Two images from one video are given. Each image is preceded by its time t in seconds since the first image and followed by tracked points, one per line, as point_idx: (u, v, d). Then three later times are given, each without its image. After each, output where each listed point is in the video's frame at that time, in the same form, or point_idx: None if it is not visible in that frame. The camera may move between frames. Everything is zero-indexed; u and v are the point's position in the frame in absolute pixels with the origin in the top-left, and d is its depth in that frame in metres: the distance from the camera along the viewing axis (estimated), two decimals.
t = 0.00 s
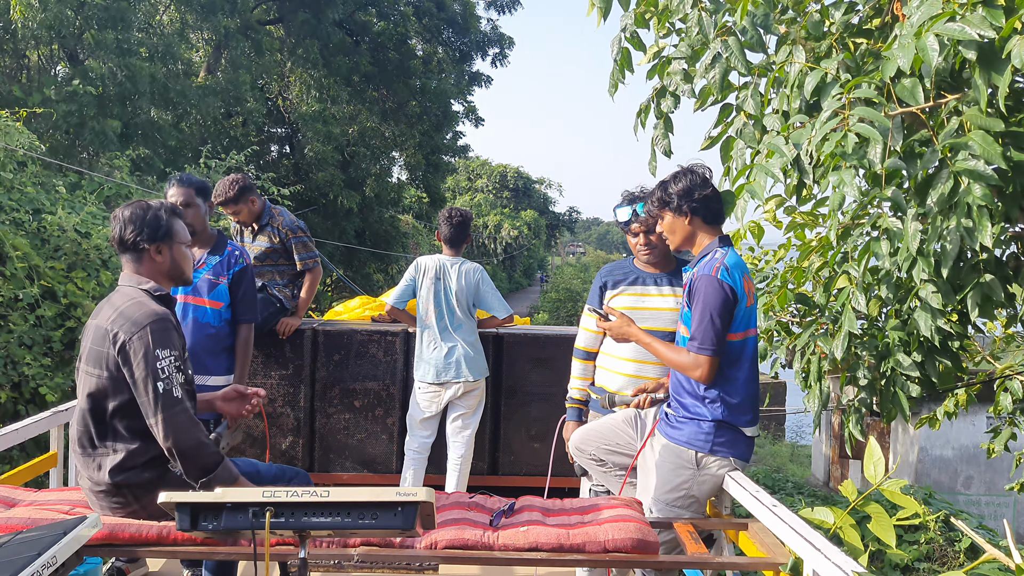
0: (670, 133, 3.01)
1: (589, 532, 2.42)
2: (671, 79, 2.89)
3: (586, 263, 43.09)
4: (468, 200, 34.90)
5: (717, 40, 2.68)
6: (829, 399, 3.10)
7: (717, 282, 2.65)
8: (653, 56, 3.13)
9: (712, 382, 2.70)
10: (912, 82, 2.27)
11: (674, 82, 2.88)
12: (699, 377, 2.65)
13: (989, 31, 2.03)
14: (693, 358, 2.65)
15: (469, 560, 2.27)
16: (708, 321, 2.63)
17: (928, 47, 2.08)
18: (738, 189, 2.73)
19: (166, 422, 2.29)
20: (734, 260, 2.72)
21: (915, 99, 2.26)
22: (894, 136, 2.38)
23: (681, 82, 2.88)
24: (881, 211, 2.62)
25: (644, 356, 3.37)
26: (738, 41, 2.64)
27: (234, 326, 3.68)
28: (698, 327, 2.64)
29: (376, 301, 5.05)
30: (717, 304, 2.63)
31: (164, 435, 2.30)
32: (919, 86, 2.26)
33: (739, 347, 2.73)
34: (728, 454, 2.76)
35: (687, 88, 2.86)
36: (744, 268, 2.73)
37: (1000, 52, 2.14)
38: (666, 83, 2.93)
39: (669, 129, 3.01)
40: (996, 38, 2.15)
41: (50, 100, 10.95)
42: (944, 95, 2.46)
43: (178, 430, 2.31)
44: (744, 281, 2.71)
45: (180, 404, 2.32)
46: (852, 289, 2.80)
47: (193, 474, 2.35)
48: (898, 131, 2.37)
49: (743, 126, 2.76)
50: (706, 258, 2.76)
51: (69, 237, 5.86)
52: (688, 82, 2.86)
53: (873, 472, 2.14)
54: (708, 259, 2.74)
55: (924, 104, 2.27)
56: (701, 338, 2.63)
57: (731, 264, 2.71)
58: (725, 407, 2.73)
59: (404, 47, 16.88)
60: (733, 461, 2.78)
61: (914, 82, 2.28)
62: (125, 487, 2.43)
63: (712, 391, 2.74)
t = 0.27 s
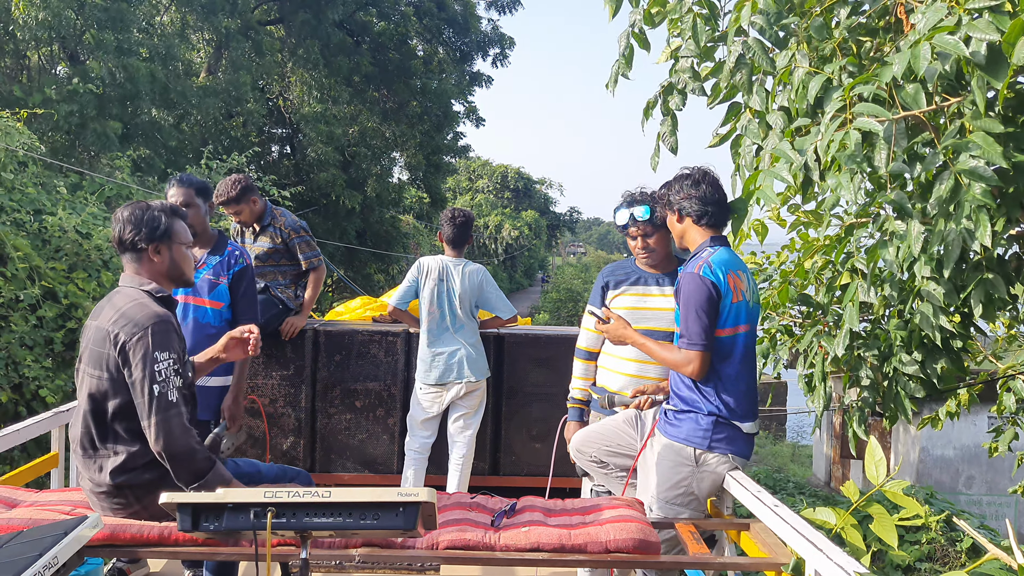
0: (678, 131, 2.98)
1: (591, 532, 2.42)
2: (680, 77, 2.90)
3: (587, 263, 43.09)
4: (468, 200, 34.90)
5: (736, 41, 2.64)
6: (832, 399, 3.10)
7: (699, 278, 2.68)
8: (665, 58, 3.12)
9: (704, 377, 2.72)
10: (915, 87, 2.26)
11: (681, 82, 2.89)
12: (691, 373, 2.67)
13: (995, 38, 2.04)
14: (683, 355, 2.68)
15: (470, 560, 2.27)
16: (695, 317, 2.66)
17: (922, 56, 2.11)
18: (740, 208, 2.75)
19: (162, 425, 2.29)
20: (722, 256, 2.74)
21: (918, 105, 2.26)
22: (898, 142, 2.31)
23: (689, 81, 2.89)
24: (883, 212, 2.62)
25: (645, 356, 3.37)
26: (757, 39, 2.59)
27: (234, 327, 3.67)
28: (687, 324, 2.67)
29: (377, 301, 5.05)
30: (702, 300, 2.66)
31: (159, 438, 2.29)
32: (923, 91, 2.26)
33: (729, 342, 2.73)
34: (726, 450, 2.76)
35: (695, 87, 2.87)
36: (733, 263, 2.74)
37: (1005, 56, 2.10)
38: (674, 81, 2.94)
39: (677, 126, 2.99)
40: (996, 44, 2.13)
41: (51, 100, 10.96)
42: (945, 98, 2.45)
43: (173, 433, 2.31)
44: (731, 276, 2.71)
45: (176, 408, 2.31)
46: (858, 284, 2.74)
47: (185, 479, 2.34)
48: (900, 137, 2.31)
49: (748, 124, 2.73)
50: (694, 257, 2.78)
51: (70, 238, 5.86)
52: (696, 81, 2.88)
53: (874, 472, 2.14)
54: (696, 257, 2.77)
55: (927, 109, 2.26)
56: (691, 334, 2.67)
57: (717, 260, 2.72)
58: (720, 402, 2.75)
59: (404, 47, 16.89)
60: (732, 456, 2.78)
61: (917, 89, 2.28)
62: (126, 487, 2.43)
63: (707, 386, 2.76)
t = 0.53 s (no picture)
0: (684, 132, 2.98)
1: (591, 533, 2.42)
2: (683, 78, 2.88)
3: (587, 263, 43.16)
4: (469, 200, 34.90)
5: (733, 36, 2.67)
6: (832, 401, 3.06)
7: (693, 270, 2.72)
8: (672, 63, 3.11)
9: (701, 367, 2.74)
10: (914, 88, 2.26)
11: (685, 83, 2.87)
12: (688, 362, 2.70)
13: (971, 36, 2.04)
14: (680, 343, 2.71)
15: (471, 560, 2.27)
16: (692, 305, 2.70)
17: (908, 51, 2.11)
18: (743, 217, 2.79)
19: (146, 427, 2.28)
20: (716, 252, 2.78)
21: (917, 107, 2.24)
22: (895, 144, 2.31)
23: (693, 82, 2.87)
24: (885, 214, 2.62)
25: (646, 356, 3.36)
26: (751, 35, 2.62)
27: (234, 327, 3.67)
28: (684, 312, 2.72)
29: (378, 301, 5.05)
30: (698, 290, 2.70)
31: (142, 440, 2.28)
32: (922, 92, 2.25)
33: (724, 335, 2.74)
34: (721, 446, 2.75)
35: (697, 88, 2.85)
36: (728, 258, 2.78)
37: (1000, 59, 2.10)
38: (678, 82, 2.91)
39: (683, 127, 2.98)
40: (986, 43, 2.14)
41: (52, 101, 10.97)
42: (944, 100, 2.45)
43: (156, 437, 2.29)
44: (726, 270, 2.75)
45: (161, 411, 2.30)
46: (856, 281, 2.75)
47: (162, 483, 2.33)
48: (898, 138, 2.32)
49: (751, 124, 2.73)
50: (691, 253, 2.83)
51: (71, 238, 5.87)
52: (699, 82, 2.86)
53: (874, 473, 2.14)
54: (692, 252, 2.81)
55: (926, 111, 2.25)
56: (687, 322, 2.71)
57: (710, 254, 2.76)
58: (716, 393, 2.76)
59: (405, 47, 16.89)
60: (728, 452, 2.76)
61: (917, 89, 2.26)
62: (127, 487, 2.43)
63: (703, 378, 2.78)
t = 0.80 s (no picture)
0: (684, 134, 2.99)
1: (591, 533, 2.42)
2: (681, 79, 2.86)
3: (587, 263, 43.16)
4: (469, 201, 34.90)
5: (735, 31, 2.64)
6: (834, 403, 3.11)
7: (693, 268, 2.73)
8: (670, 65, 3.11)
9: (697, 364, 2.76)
10: (908, 86, 2.28)
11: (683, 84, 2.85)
12: (683, 359, 2.72)
13: (967, 32, 2.04)
14: (677, 341, 2.72)
15: (471, 561, 2.27)
16: (690, 303, 2.71)
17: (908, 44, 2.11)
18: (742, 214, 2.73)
19: (145, 423, 2.28)
20: (717, 252, 2.78)
21: (912, 104, 2.26)
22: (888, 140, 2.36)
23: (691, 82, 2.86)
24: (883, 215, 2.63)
25: (646, 356, 3.36)
26: (756, 28, 2.57)
27: (236, 328, 3.67)
28: (682, 311, 2.73)
29: (379, 301, 5.06)
30: (696, 289, 2.70)
31: (143, 437, 2.28)
32: (917, 89, 2.26)
33: (722, 334, 2.74)
34: (720, 445, 2.75)
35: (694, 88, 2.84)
36: (728, 259, 2.78)
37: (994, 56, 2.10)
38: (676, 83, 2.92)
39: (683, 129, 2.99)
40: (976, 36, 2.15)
41: (52, 101, 10.97)
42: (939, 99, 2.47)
43: (157, 433, 2.29)
44: (726, 271, 2.75)
45: (162, 407, 2.30)
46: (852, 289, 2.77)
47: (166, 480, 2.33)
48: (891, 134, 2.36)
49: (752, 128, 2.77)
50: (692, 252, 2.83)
51: (72, 238, 5.87)
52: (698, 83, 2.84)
53: (874, 473, 2.14)
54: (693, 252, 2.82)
55: (920, 108, 2.27)
56: (684, 320, 2.72)
57: (711, 254, 2.77)
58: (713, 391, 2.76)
59: (405, 48, 16.90)
60: (726, 452, 2.76)
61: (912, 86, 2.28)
62: (128, 488, 2.43)
63: (700, 375, 2.78)
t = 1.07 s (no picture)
0: (687, 135, 3.00)
1: (592, 534, 2.42)
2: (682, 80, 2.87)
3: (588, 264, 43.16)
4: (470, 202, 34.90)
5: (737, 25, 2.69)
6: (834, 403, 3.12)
7: (693, 267, 2.74)
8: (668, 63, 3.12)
9: (695, 361, 2.76)
10: (903, 83, 2.26)
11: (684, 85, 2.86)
12: (678, 356, 2.73)
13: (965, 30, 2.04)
14: (673, 338, 2.74)
15: (471, 562, 2.27)
16: (686, 301, 2.72)
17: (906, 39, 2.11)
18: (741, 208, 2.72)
19: (145, 419, 2.28)
20: (717, 253, 2.80)
21: (906, 101, 2.25)
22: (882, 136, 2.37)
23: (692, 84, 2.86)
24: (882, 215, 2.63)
25: (646, 356, 3.36)
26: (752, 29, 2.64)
27: (238, 329, 3.67)
28: (677, 309, 2.75)
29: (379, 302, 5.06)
30: (693, 288, 2.72)
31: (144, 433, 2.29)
32: (912, 86, 2.24)
33: (721, 332, 2.74)
34: (718, 443, 2.75)
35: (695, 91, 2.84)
36: (728, 260, 2.79)
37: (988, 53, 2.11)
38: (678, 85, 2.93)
39: (685, 130, 3.00)
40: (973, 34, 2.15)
41: (52, 102, 10.98)
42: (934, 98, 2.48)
43: (159, 430, 2.30)
44: (725, 271, 2.76)
45: (162, 403, 2.30)
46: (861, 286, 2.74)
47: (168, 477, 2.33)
48: (885, 130, 2.38)
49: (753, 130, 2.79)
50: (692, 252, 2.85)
51: (72, 239, 5.88)
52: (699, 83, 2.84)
53: (875, 473, 2.14)
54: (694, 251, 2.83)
55: (915, 105, 2.25)
56: (679, 317, 2.74)
57: (711, 254, 2.78)
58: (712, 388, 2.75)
59: (406, 48, 16.91)
60: (726, 450, 2.76)
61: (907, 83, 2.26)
62: (130, 488, 2.44)
63: (698, 373, 2.78)
